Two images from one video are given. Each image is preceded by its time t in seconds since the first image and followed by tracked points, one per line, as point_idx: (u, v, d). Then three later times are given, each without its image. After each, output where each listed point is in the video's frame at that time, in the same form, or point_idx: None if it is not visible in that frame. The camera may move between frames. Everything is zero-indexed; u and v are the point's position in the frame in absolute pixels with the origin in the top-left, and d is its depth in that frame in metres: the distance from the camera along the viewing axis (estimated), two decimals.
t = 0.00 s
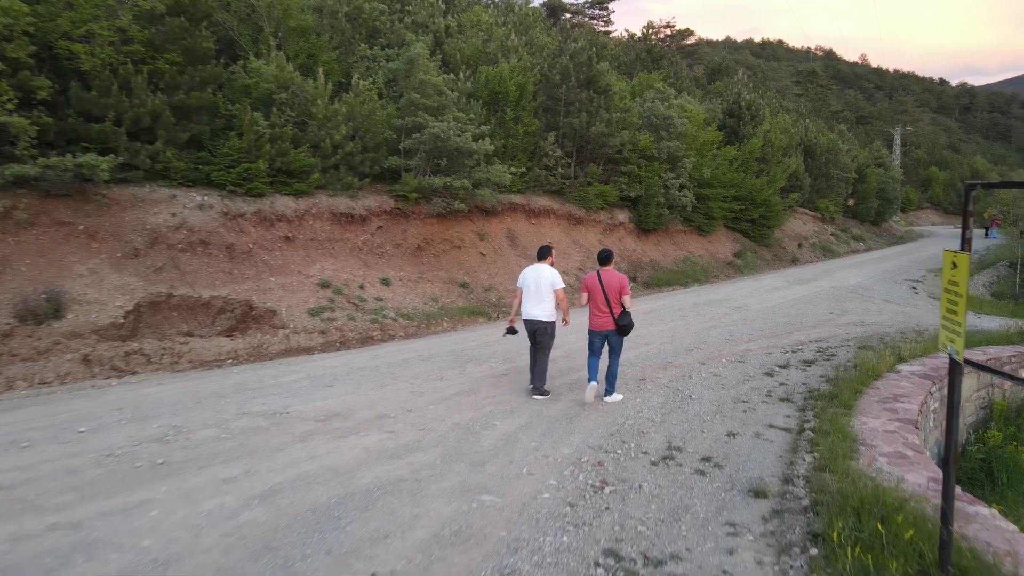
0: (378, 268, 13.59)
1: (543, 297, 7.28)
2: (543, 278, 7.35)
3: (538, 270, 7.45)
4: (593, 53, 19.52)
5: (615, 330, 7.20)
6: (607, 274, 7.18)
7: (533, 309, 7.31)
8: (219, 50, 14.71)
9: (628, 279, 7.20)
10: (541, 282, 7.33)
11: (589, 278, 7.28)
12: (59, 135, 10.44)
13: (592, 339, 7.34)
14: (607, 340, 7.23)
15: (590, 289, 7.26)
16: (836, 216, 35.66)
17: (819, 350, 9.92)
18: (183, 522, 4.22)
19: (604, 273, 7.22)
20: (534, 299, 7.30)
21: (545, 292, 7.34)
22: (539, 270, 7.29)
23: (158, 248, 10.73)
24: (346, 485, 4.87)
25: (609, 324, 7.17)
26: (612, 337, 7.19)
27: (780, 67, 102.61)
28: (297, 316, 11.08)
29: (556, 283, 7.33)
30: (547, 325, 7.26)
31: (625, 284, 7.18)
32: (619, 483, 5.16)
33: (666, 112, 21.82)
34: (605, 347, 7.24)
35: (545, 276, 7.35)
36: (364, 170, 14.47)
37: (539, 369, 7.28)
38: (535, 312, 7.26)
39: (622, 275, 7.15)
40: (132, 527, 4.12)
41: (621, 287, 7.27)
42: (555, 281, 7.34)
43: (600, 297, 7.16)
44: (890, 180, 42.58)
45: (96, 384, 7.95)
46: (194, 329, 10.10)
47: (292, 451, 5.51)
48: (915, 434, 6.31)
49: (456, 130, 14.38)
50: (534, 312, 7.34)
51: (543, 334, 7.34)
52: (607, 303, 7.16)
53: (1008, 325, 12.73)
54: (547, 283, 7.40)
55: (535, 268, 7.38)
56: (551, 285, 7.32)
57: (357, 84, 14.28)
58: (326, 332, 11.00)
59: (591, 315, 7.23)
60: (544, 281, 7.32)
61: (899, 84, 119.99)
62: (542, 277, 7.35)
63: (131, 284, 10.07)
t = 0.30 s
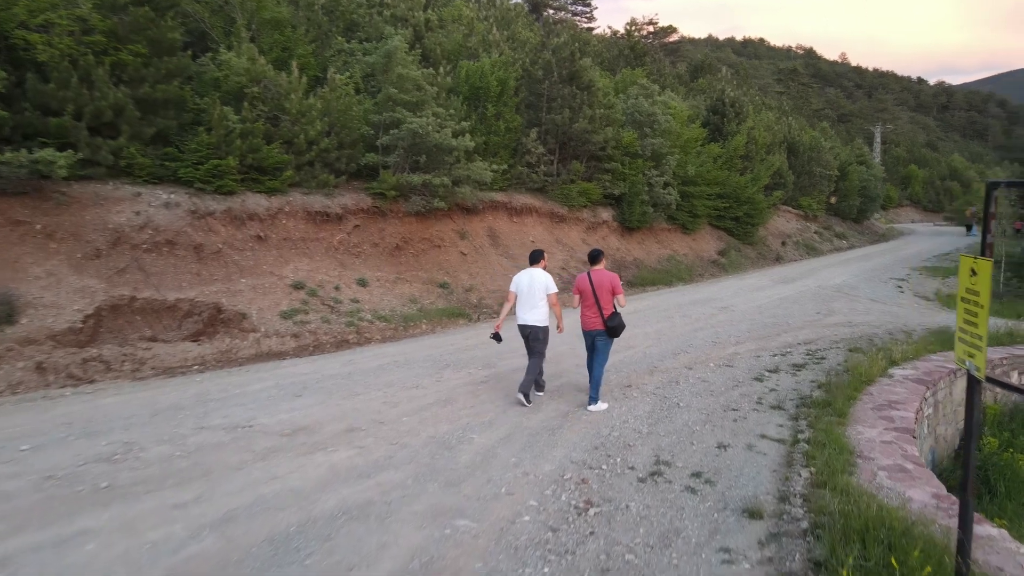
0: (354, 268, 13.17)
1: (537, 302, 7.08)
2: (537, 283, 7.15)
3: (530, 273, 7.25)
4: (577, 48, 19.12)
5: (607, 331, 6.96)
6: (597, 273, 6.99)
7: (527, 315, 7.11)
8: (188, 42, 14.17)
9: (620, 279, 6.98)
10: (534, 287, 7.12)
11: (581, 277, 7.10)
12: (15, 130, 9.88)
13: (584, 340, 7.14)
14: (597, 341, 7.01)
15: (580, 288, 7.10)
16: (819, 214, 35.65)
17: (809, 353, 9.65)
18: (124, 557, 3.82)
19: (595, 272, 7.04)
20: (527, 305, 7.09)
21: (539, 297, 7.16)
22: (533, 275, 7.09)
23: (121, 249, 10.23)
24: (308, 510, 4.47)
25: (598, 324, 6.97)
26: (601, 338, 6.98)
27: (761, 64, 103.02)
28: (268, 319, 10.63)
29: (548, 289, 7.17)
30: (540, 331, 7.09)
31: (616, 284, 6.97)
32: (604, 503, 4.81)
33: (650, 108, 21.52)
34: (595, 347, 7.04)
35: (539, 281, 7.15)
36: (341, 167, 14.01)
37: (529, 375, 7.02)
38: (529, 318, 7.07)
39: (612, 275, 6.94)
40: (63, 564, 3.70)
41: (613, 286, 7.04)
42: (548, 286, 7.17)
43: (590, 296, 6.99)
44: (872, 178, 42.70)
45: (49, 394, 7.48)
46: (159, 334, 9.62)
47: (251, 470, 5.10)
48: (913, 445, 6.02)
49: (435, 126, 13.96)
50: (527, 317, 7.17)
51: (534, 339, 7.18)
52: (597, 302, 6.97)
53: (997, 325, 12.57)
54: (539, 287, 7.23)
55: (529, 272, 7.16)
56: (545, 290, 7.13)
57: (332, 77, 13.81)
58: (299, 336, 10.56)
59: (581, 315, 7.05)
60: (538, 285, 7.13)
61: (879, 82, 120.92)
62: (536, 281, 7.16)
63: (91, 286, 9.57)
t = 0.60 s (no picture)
0: (332, 267, 12.77)
1: (529, 297, 7.12)
2: (529, 279, 7.16)
3: (525, 269, 7.28)
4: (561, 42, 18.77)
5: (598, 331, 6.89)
6: (585, 273, 6.94)
7: (520, 311, 7.17)
8: (159, 32, 13.64)
9: (608, 277, 6.88)
10: (526, 283, 7.15)
11: (570, 278, 7.06)
12: None
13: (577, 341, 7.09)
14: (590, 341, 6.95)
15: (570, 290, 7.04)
16: (803, 211, 35.60)
17: (800, 355, 9.40)
18: None
19: (583, 272, 6.97)
20: (518, 301, 7.14)
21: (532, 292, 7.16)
22: (522, 271, 7.13)
23: (85, 248, 9.77)
24: (270, 536, 4.11)
25: (589, 325, 6.88)
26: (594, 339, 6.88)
27: (745, 61, 103.22)
28: (241, 321, 10.22)
29: (542, 283, 7.14)
30: (537, 326, 7.13)
31: (604, 282, 6.88)
32: (591, 523, 4.49)
33: (635, 104, 21.24)
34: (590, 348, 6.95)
35: (531, 276, 7.15)
36: (318, 163, 13.59)
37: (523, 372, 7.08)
38: (519, 314, 7.12)
39: (600, 274, 6.86)
40: None
41: (603, 285, 6.98)
42: (542, 281, 7.15)
43: (579, 297, 6.92)
44: (855, 175, 42.78)
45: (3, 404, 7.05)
46: (125, 337, 9.19)
47: (212, 490, 4.73)
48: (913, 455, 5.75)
49: (415, 121, 13.57)
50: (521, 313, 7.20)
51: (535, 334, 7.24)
52: (587, 302, 6.89)
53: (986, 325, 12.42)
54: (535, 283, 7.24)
55: (521, 269, 7.21)
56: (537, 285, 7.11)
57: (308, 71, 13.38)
58: (274, 338, 10.17)
59: (572, 316, 7.01)
60: (530, 280, 7.15)
61: (861, 80, 121.71)
62: (529, 277, 7.18)
63: (53, 287, 9.11)
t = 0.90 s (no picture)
0: (315, 267, 12.44)
1: (533, 300, 7.13)
2: (533, 281, 7.18)
3: (529, 271, 7.27)
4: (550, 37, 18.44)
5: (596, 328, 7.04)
6: (582, 270, 7.07)
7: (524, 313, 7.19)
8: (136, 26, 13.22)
9: (605, 275, 7.04)
10: (530, 285, 7.15)
11: (568, 275, 7.21)
12: None
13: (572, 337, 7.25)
14: (587, 338, 7.12)
15: (568, 287, 7.22)
16: (793, 209, 35.50)
17: (794, 357, 9.18)
18: None
19: (581, 269, 7.13)
20: (522, 302, 7.14)
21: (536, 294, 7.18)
22: (527, 274, 7.13)
23: (55, 248, 9.39)
24: (235, 562, 3.81)
25: (586, 321, 7.08)
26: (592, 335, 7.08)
27: (733, 60, 103.26)
28: (218, 323, 9.87)
29: (546, 285, 7.14)
30: (541, 328, 7.14)
31: (601, 280, 7.04)
32: (580, 544, 4.21)
33: (625, 101, 20.98)
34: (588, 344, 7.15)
35: (535, 279, 7.15)
36: (301, 160, 13.23)
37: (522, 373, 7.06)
38: (524, 316, 7.14)
39: (596, 272, 7.01)
40: None
41: (599, 282, 7.13)
42: (546, 283, 7.15)
43: (577, 295, 7.10)
44: (844, 173, 42.77)
45: None
46: (96, 341, 8.82)
47: (174, 509, 4.41)
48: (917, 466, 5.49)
49: (400, 117, 13.23)
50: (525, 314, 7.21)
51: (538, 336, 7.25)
52: (584, 300, 7.08)
53: (981, 326, 12.26)
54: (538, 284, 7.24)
55: (525, 271, 7.21)
56: (541, 288, 7.10)
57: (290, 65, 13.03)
58: (253, 341, 9.83)
59: (569, 313, 7.17)
60: (534, 283, 7.15)
61: (848, 79, 122.17)
62: (533, 279, 7.19)
63: (20, 289, 8.72)
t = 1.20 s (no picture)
0: (297, 268, 12.14)
1: (535, 296, 7.17)
2: (533, 278, 7.20)
3: (529, 267, 7.30)
4: (538, 34, 18.19)
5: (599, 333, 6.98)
6: (592, 275, 6.96)
7: (525, 309, 7.19)
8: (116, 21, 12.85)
9: (614, 282, 6.95)
10: (531, 282, 7.18)
11: (576, 278, 7.05)
12: None
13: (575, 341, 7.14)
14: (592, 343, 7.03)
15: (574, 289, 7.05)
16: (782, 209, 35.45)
17: (787, 360, 8.99)
18: None
19: (590, 273, 7.01)
20: (524, 298, 7.16)
21: (536, 290, 7.21)
22: (528, 270, 7.16)
23: (25, 249, 9.05)
24: None
25: (592, 327, 6.97)
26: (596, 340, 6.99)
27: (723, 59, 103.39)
28: (196, 326, 9.56)
29: (547, 282, 7.20)
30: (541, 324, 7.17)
31: (610, 287, 6.95)
32: (568, 564, 3.97)
33: (614, 99, 20.78)
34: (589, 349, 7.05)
35: (536, 275, 7.19)
36: (283, 158, 12.93)
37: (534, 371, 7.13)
38: (526, 312, 7.15)
39: (607, 279, 6.91)
40: None
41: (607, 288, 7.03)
42: (546, 279, 7.21)
43: (584, 299, 6.96)
44: (834, 172, 42.78)
45: None
46: (67, 345, 8.50)
47: (136, 529, 4.12)
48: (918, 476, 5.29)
49: (386, 115, 12.95)
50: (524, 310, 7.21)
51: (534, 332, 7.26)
52: (591, 305, 6.96)
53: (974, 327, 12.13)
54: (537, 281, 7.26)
55: (525, 267, 7.24)
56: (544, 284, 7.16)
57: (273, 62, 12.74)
58: (232, 345, 9.53)
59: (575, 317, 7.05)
60: (536, 279, 7.18)
61: (836, 78, 122.66)
62: (532, 275, 7.22)
63: None
